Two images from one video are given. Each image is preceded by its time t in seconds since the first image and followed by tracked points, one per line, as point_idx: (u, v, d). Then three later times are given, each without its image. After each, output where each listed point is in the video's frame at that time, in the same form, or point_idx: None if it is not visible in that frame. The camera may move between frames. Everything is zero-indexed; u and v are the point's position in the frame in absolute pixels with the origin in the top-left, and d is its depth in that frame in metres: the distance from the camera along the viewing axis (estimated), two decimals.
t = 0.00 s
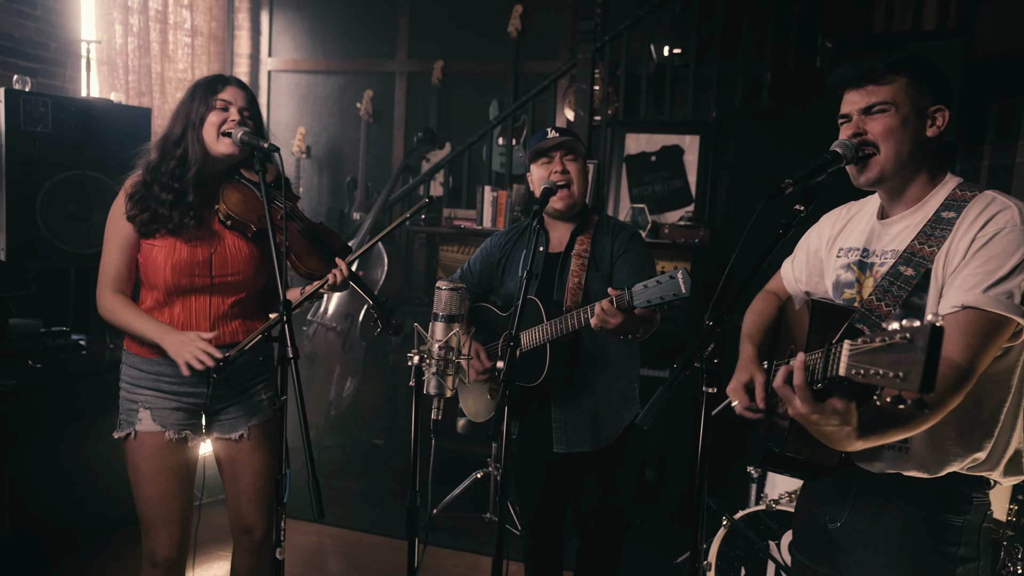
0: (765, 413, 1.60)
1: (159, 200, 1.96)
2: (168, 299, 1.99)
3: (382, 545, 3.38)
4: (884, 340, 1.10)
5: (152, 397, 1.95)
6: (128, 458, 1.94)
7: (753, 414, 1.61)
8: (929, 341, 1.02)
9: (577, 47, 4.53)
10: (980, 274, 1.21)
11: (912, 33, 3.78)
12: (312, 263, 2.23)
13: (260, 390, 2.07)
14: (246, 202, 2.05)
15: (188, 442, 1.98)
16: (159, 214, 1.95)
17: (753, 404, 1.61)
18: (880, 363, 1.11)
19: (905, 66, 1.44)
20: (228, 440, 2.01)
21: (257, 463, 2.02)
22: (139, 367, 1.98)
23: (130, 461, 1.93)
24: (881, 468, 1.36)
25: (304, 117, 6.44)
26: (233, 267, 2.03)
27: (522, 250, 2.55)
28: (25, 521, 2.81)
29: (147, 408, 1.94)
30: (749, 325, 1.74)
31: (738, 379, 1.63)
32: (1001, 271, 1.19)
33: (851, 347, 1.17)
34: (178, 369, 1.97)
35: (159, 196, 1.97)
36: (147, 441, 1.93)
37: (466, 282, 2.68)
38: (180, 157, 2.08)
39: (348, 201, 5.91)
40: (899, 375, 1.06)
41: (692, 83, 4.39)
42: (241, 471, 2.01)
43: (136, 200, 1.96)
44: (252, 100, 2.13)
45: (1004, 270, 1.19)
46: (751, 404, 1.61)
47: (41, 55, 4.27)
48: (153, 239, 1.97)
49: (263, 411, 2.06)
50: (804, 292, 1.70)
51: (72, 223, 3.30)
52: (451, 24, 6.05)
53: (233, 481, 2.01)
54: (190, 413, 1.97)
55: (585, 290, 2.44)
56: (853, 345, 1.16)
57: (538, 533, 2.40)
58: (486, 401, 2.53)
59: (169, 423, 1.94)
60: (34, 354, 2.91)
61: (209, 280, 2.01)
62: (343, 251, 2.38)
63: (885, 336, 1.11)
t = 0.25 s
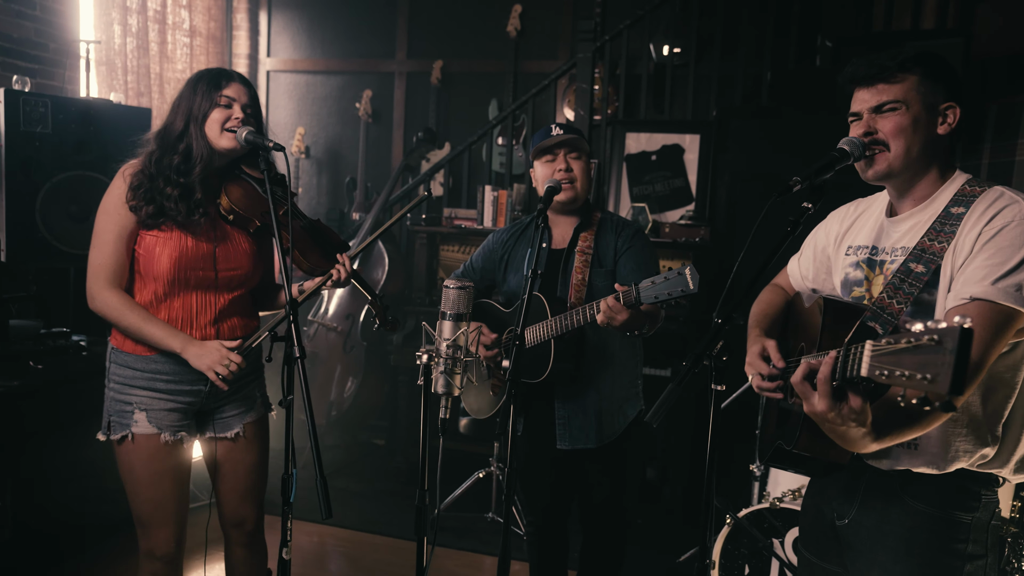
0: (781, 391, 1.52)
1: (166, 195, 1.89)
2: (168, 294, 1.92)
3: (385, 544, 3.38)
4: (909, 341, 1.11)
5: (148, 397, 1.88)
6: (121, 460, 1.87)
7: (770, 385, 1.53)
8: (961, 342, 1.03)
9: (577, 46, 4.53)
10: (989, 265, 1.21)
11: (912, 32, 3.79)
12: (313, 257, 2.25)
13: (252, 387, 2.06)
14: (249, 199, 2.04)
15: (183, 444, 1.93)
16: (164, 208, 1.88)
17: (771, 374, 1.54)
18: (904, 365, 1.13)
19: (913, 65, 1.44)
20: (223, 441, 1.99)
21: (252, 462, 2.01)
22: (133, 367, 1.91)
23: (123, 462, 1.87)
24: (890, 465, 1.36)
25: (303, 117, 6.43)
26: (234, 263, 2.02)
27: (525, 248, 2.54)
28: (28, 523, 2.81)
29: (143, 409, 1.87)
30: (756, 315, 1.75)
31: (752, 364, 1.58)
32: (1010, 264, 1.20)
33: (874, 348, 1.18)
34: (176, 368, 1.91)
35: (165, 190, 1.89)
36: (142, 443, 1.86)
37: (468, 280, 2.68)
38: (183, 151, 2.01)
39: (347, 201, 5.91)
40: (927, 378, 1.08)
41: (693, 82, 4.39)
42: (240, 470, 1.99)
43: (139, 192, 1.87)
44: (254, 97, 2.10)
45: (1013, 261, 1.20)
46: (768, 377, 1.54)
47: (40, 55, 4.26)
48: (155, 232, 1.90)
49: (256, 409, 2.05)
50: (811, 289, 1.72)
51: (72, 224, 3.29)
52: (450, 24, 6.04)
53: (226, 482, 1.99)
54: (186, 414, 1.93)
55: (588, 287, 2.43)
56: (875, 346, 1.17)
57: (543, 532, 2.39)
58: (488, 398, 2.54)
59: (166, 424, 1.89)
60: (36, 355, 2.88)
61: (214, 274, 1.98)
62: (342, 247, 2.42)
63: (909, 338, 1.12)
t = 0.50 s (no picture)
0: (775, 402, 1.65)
1: (158, 201, 1.84)
2: (158, 300, 1.89)
3: (378, 548, 3.36)
4: (917, 336, 1.11)
5: (137, 406, 1.84)
6: (108, 474, 1.83)
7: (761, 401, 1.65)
8: (971, 336, 1.03)
9: (569, 47, 4.53)
10: (992, 265, 1.21)
11: (902, 32, 3.80)
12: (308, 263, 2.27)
13: (238, 390, 2.04)
14: (237, 202, 2.00)
15: (173, 454, 1.89)
16: (158, 214, 1.84)
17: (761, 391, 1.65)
18: (912, 360, 1.13)
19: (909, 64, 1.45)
20: (212, 449, 1.96)
21: (242, 465, 1.99)
22: (119, 377, 1.86)
23: (110, 473, 1.82)
24: (890, 465, 1.37)
25: (293, 118, 6.39)
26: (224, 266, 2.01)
27: (519, 249, 2.53)
28: (15, 529, 2.76)
29: (133, 420, 1.83)
30: (753, 317, 1.79)
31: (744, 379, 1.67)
32: (1014, 263, 1.19)
33: (880, 344, 1.17)
34: (166, 376, 1.88)
35: (157, 197, 1.84)
36: (132, 456, 1.82)
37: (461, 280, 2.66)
38: (170, 156, 1.95)
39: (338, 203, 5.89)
40: (938, 372, 1.08)
41: (684, 83, 4.40)
42: (233, 474, 1.97)
43: (130, 198, 1.82)
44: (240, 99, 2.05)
45: (1017, 261, 1.19)
46: (757, 392, 1.64)
47: (26, 55, 4.21)
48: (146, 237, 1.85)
49: (243, 413, 2.03)
50: (809, 287, 1.72)
51: (60, 226, 3.25)
52: (441, 24, 6.02)
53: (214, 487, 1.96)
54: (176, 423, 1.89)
55: (585, 286, 2.43)
56: (881, 341, 1.17)
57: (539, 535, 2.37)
58: (485, 399, 2.50)
59: (155, 434, 1.85)
60: (19, 358, 2.72)
61: (206, 280, 1.96)
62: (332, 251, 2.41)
63: (917, 333, 1.11)
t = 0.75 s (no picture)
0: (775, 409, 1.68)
1: (154, 211, 1.80)
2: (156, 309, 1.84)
3: (368, 556, 3.32)
4: (923, 360, 1.12)
5: (137, 416, 1.80)
6: (102, 486, 1.78)
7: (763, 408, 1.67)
8: (979, 365, 1.03)
9: (558, 50, 4.52)
10: (996, 277, 1.25)
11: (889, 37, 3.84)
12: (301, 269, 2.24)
13: (233, 396, 2.01)
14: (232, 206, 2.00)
15: (169, 464, 1.85)
16: (156, 225, 1.80)
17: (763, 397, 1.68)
18: (919, 383, 1.14)
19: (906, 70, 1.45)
20: (208, 457, 1.92)
21: (235, 476, 1.95)
22: (114, 386, 1.81)
23: (104, 485, 1.77)
24: (895, 476, 1.41)
25: (279, 121, 6.33)
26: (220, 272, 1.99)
27: (512, 254, 2.51)
28: None
29: (131, 429, 1.78)
30: (751, 324, 1.82)
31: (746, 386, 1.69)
32: (1017, 277, 1.24)
33: (885, 364, 1.19)
34: (166, 384, 1.84)
35: (153, 207, 1.80)
36: (129, 467, 1.78)
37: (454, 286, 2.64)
38: (161, 164, 1.90)
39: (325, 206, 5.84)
40: (945, 399, 1.09)
41: (674, 86, 4.41)
42: (225, 486, 1.93)
43: (125, 209, 1.77)
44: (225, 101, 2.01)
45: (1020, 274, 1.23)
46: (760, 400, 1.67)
47: (7, 57, 4.13)
48: (145, 248, 1.81)
49: (238, 421, 2.00)
50: (807, 295, 1.75)
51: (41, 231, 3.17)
52: (428, 27, 6.00)
53: (207, 498, 1.93)
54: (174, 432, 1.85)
55: (579, 294, 2.40)
56: (886, 362, 1.18)
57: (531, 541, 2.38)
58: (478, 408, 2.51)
59: (153, 444, 1.81)
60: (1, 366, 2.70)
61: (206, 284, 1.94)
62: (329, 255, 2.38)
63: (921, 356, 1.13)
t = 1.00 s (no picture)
0: (780, 402, 1.75)
1: (153, 223, 1.81)
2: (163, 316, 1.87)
3: (361, 566, 3.28)
4: (928, 396, 1.20)
5: (146, 423, 1.82)
6: (111, 492, 1.80)
7: (766, 399, 1.75)
8: (982, 408, 1.11)
9: (546, 54, 4.52)
10: (1009, 303, 1.33)
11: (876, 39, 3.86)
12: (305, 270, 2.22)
13: (242, 402, 2.02)
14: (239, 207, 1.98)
15: (178, 470, 1.87)
16: (158, 238, 1.82)
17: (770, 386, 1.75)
18: (921, 418, 1.22)
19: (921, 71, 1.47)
20: (216, 460, 1.93)
21: (242, 482, 1.97)
22: (125, 393, 1.84)
23: (112, 493, 1.80)
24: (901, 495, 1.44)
25: (265, 127, 6.28)
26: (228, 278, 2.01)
27: (508, 259, 2.49)
28: None
29: (141, 436, 1.80)
30: (758, 330, 1.89)
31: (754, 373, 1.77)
32: None
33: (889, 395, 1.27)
34: (176, 388, 1.86)
35: (152, 218, 1.81)
36: (137, 473, 1.80)
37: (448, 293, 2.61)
38: (157, 174, 1.90)
39: (313, 213, 5.80)
40: (945, 436, 1.17)
41: (662, 89, 4.42)
42: (232, 493, 1.94)
43: (125, 222, 1.78)
44: (214, 100, 1.99)
45: None
46: (766, 386, 1.75)
47: None
48: (148, 259, 1.83)
49: (247, 426, 2.01)
50: (812, 307, 1.83)
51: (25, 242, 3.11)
52: (415, 32, 5.97)
53: (212, 506, 1.93)
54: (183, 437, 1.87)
55: (577, 296, 2.40)
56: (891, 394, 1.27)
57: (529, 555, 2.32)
58: (473, 415, 2.45)
59: (162, 450, 1.82)
60: None
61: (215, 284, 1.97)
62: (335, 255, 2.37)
63: (926, 392, 1.21)
